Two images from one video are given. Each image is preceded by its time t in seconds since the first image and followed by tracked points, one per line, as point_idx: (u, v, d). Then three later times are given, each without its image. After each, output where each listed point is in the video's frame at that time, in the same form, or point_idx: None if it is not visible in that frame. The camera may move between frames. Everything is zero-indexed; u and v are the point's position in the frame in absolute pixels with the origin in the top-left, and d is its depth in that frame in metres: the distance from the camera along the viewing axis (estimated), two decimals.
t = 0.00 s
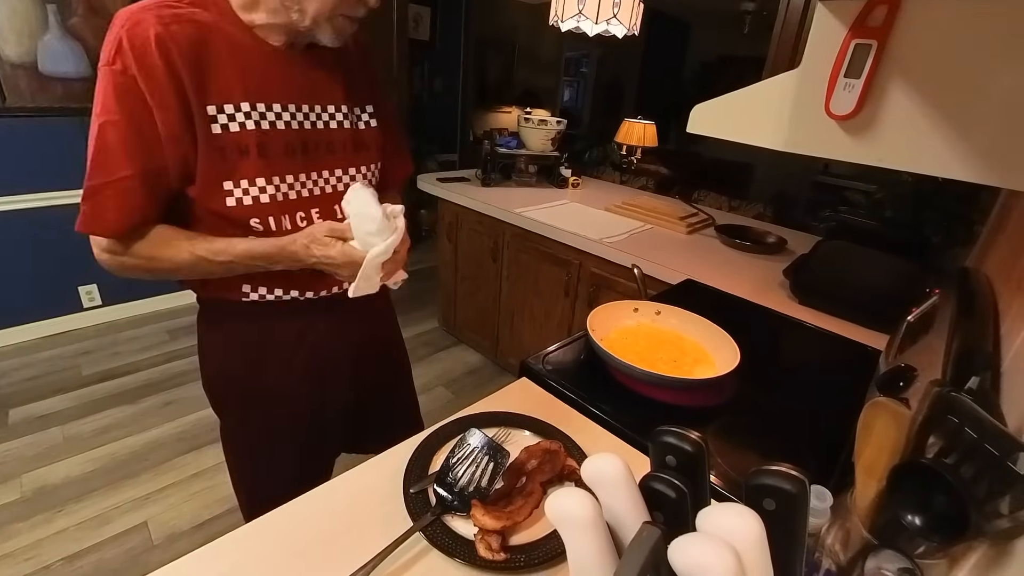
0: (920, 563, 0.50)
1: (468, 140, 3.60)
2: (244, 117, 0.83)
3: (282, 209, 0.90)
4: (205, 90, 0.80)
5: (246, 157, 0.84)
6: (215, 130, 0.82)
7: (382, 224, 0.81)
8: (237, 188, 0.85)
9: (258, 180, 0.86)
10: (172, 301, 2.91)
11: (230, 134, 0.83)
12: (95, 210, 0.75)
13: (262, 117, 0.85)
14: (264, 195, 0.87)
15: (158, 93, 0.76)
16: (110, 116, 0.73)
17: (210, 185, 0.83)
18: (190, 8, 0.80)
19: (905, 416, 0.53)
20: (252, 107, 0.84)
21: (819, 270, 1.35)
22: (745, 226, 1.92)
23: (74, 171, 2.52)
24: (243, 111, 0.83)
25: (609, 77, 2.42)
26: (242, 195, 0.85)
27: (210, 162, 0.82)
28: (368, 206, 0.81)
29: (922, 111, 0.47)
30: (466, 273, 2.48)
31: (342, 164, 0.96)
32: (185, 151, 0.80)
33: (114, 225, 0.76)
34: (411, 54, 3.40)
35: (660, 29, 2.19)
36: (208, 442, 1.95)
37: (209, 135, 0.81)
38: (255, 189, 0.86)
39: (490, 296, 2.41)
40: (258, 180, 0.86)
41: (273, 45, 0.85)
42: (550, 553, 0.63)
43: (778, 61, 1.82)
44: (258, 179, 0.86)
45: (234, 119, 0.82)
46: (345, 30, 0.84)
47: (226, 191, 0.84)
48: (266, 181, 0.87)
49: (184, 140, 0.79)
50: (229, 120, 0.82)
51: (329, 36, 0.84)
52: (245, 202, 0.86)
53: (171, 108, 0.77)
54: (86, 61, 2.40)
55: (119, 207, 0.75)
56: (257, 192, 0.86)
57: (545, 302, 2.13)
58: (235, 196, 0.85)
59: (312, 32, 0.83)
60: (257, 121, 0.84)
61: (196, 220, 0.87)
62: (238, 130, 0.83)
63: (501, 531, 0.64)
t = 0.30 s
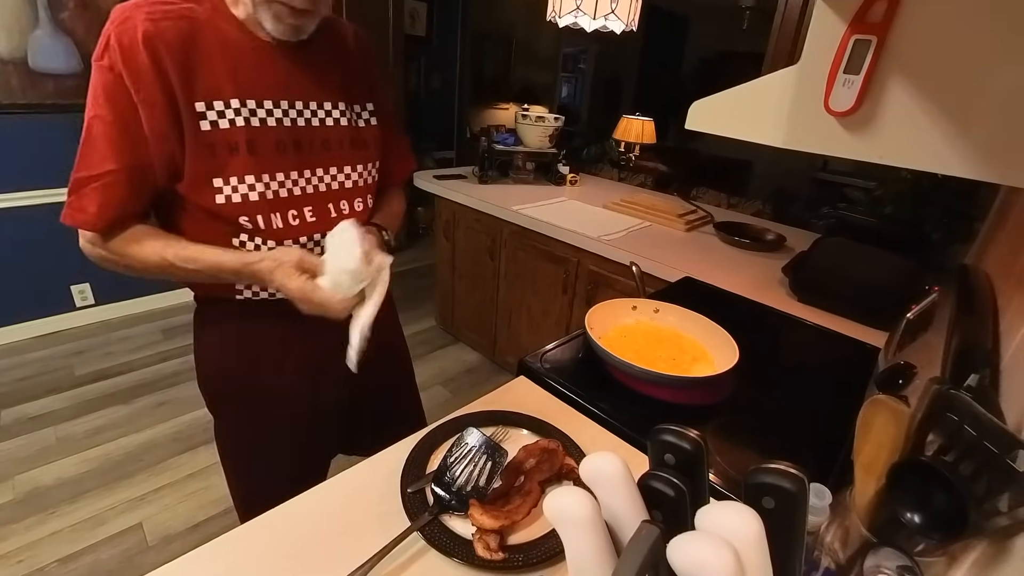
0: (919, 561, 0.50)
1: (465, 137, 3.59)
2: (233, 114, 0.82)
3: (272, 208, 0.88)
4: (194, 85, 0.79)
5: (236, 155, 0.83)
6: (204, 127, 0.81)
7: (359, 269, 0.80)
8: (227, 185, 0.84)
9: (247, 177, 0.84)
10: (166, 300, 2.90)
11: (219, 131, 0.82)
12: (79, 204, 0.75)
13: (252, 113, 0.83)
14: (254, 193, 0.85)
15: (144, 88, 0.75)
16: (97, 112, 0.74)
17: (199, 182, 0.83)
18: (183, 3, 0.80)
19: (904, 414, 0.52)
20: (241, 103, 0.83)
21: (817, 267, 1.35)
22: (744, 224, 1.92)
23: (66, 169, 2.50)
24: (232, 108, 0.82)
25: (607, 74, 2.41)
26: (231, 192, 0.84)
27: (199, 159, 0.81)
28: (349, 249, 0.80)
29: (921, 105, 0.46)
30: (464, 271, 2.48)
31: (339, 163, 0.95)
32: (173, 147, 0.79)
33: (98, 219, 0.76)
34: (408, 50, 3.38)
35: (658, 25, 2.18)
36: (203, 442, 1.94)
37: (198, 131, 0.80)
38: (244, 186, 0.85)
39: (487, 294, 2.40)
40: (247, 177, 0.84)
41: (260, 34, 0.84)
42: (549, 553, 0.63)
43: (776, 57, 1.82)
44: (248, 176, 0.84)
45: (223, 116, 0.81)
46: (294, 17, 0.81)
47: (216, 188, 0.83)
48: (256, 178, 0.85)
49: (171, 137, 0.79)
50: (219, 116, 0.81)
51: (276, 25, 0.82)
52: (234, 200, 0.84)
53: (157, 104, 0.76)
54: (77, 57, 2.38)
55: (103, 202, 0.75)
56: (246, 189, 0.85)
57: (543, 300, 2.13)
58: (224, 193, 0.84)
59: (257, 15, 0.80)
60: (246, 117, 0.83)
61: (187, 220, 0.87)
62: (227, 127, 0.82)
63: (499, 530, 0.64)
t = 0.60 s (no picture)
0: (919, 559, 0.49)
1: (462, 134, 3.57)
2: (216, 113, 0.82)
3: (257, 208, 0.86)
4: (177, 83, 0.79)
5: (220, 154, 0.83)
6: (187, 125, 0.80)
7: (230, 358, 0.56)
8: (212, 184, 0.83)
9: (232, 177, 0.83)
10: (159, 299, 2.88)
11: (203, 129, 0.81)
12: (58, 201, 0.74)
13: (236, 112, 0.83)
14: (240, 193, 0.84)
15: (125, 85, 0.75)
16: (78, 108, 0.74)
17: (183, 181, 0.82)
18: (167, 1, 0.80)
19: (903, 412, 0.52)
20: (225, 101, 0.82)
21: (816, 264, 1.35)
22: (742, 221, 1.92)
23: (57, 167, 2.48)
24: (216, 106, 0.81)
25: (604, 70, 2.41)
26: (217, 191, 0.83)
27: (181, 158, 0.81)
28: (212, 333, 0.55)
29: (920, 100, 0.46)
30: (461, 269, 2.47)
31: (331, 161, 0.94)
32: (155, 145, 0.79)
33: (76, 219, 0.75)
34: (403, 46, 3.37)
35: (656, 21, 2.18)
36: (198, 442, 1.93)
37: (181, 129, 0.80)
38: (229, 186, 0.83)
39: (485, 293, 2.40)
40: (232, 176, 0.84)
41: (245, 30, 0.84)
42: (548, 551, 0.62)
43: (775, 53, 1.81)
44: (232, 176, 0.83)
45: (207, 114, 0.81)
46: (271, 16, 0.81)
47: (201, 188, 0.82)
48: (240, 177, 0.84)
49: (153, 135, 0.78)
50: (203, 115, 0.81)
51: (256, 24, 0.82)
52: (220, 200, 0.83)
53: (138, 101, 0.76)
54: (67, 52, 2.36)
55: (80, 200, 0.74)
56: (231, 189, 0.84)
57: (541, 298, 2.13)
58: (210, 192, 0.83)
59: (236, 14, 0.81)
60: (230, 116, 0.83)
61: (173, 220, 0.86)
62: (211, 125, 0.81)
63: (497, 530, 0.64)
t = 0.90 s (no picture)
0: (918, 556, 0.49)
1: (458, 130, 3.56)
2: (214, 113, 0.80)
3: (258, 208, 0.85)
4: (176, 83, 0.77)
5: (219, 154, 0.81)
6: (186, 126, 0.79)
7: None
8: (210, 186, 0.81)
9: (232, 178, 0.82)
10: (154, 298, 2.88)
11: (202, 130, 0.80)
12: (36, 208, 0.62)
13: (234, 111, 0.82)
14: (240, 194, 0.83)
15: (124, 82, 0.70)
16: (64, 106, 0.66)
17: (180, 184, 0.79)
18: None
19: (903, 410, 0.52)
20: (223, 101, 0.81)
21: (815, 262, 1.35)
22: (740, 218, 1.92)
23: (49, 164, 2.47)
24: (214, 107, 0.80)
25: (603, 66, 2.40)
26: (215, 193, 0.81)
27: (181, 160, 0.78)
28: None
29: (922, 96, 0.46)
30: (458, 267, 2.47)
31: (324, 158, 0.93)
32: (153, 146, 0.75)
33: (60, 229, 0.62)
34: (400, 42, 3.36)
35: (655, 16, 2.17)
36: (192, 442, 1.93)
37: (180, 131, 0.78)
38: (230, 187, 0.82)
39: (482, 290, 2.39)
40: (232, 178, 0.82)
41: (239, 28, 0.83)
42: (547, 550, 0.62)
43: (774, 48, 1.81)
44: (232, 177, 0.82)
45: (205, 115, 0.80)
46: (279, 17, 0.80)
47: (199, 190, 0.80)
48: (241, 178, 0.83)
49: (153, 137, 0.75)
50: (200, 116, 0.80)
51: (264, 25, 0.81)
52: (218, 202, 0.82)
53: (139, 101, 0.72)
54: (57, 48, 2.35)
55: (65, 206, 0.63)
56: (232, 190, 0.82)
57: (538, 296, 2.13)
58: (208, 195, 0.81)
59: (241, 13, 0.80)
60: (228, 116, 0.82)
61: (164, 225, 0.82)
62: (209, 126, 0.80)
63: (495, 529, 0.63)
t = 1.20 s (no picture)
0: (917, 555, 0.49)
1: (455, 127, 3.55)
2: (219, 118, 0.79)
3: (265, 211, 0.85)
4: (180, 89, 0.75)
5: (225, 159, 0.80)
6: (192, 133, 0.77)
7: None
8: (216, 193, 0.80)
9: (239, 183, 0.82)
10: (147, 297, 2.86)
11: (208, 136, 0.79)
12: (38, 229, 0.62)
13: (239, 115, 0.81)
14: (247, 200, 0.82)
15: (129, 92, 0.68)
16: (63, 120, 0.63)
17: (185, 191, 0.78)
18: None
19: (902, 408, 0.52)
20: (228, 105, 0.80)
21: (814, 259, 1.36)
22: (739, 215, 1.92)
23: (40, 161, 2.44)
24: (219, 111, 0.79)
25: (600, 62, 2.39)
26: (221, 200, 0.81)
27: (187, 168, 0.77)
28: None
29: (921, 94, 0.46)
30: (455, 265, 2.46)
31: (321, 156, 0.93)
32: (157, 155, 0.73)
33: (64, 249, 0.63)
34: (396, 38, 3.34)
35: (653, 12, 2.16)
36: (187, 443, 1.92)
37: (186, 137, 0.77)
38: (236, 192, 0.82)
39: (479, 288, 2.39)
40: (238, 183, 0.82)
41: (235, 28, 0.80)
42: (545, 550, 0.62)
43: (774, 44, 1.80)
44: (239, 182, 0.81)
45: (210, 120, 0.78)
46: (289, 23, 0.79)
47: (205, 196, 0.80)
48: (248, 184, 0.82)
49: (157, 146, 0.73)
50: (205, 121, 0.78)
51: (269, 30, 0.80)
52: (224, 208, 0.81)
53: (141, 111, 0.69)
54: (47, 44, 2.33)
55: (68, 227, 0.64)
56: (239, 196, 0.82)
57: (536, 294, 2.12)
58: (214, 201, 0.80)
59: (247, 21, 0.78)
60: (234, 121, 0.80)
61: (167, 231, 0.81)
62: (216, 131, 0.79)
63: (493, 529, 0.63)
